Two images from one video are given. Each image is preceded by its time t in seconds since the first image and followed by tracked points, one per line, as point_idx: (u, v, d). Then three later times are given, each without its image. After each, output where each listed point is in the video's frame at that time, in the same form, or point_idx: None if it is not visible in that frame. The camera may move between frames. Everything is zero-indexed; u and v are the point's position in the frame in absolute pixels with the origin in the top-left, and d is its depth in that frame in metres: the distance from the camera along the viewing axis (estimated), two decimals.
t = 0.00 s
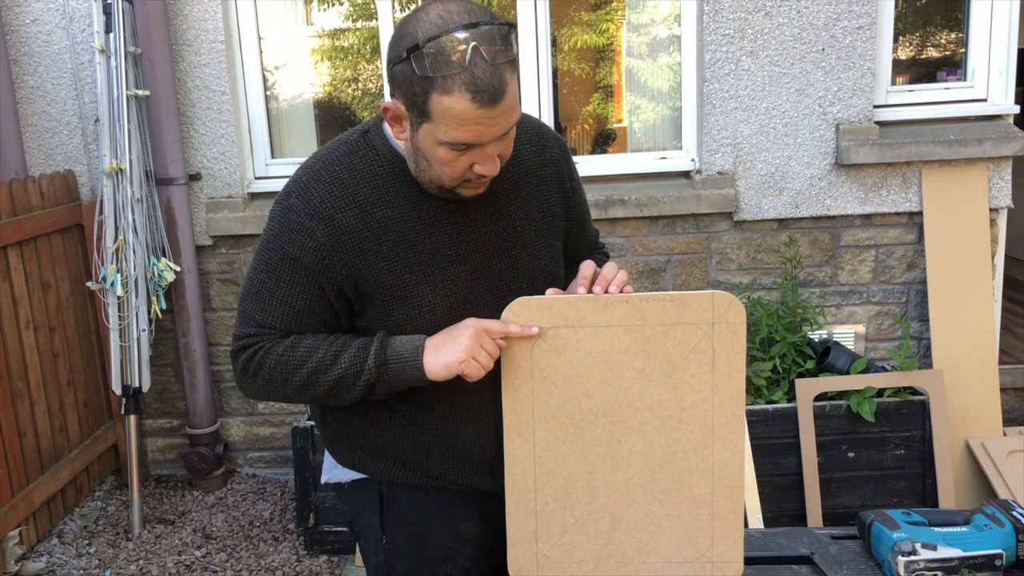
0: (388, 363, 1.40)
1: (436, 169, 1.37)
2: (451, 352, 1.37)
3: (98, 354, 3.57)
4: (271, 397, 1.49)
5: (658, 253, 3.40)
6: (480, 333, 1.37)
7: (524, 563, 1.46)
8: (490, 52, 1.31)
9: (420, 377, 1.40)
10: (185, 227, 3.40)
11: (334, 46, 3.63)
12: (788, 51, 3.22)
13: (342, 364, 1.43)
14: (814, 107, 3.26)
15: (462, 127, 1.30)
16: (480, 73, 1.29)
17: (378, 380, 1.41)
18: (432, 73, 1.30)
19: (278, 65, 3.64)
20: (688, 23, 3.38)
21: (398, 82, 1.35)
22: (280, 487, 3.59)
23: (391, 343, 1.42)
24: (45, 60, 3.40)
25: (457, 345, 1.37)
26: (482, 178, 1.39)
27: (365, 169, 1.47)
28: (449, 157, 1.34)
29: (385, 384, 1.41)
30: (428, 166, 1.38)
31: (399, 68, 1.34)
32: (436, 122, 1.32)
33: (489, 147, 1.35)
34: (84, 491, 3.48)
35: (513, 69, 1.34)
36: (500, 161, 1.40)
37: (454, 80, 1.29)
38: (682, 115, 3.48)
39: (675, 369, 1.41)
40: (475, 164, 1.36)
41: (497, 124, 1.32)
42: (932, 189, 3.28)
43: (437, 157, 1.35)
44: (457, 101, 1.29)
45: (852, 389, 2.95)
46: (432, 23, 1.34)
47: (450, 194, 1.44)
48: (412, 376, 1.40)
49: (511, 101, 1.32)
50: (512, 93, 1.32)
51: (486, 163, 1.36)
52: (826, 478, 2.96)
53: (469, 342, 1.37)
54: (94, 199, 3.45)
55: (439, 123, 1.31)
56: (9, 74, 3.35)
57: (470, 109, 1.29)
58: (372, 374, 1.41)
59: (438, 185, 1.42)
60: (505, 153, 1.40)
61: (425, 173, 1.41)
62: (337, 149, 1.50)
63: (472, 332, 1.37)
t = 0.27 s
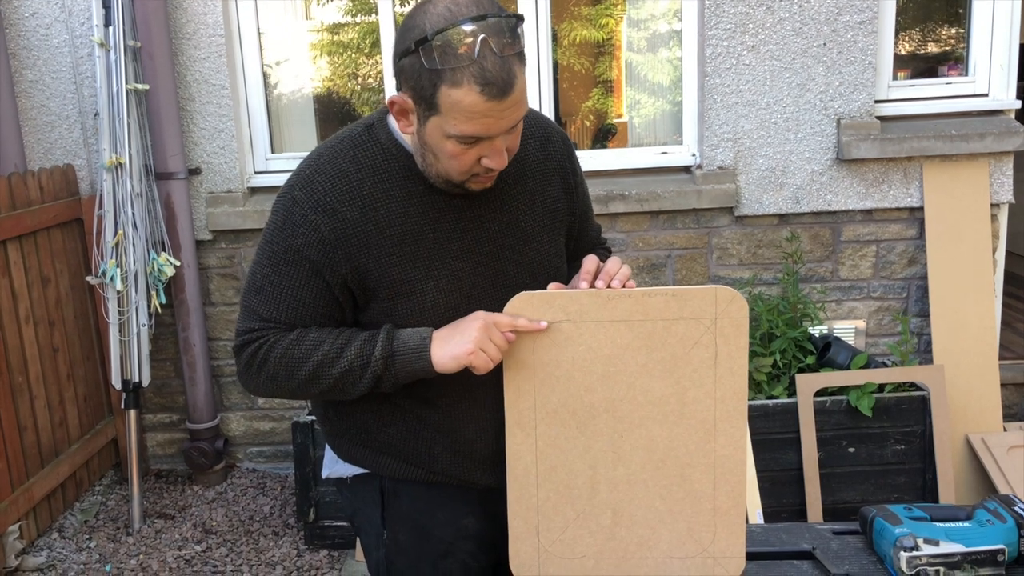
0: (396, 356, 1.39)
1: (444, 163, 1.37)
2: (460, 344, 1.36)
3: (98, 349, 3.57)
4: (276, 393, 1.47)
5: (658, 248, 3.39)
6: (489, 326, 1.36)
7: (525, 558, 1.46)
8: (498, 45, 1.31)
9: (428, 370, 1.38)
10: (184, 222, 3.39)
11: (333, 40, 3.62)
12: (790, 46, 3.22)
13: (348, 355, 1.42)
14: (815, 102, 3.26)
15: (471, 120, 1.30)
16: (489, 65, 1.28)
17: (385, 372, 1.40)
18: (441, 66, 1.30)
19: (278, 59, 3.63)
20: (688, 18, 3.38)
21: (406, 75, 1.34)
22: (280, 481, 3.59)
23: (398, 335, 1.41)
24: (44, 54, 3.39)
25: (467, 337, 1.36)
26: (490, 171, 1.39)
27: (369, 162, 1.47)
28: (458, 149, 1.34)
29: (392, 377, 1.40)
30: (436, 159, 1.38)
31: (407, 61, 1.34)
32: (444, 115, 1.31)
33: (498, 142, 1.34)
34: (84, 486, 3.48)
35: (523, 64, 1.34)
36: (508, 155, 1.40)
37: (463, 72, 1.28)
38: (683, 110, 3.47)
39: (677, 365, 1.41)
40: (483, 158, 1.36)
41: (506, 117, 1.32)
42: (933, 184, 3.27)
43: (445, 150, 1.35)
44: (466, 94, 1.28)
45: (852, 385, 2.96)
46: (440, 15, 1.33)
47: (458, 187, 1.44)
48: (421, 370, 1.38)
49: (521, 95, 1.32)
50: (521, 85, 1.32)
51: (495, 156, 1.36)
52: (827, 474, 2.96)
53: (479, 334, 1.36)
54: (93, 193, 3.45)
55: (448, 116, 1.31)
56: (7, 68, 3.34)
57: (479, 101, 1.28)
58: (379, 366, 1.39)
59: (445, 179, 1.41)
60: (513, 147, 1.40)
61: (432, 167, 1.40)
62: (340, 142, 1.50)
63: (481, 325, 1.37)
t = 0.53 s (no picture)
0: (475, 332, 1.33)
1: (449, 152, 1.36)
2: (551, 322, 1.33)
3: (98, 346, 3.56)
4: (346, 392, 1.36)
5: (659, 244, 3.38)
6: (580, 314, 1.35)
7: (527, 554, 1.46)
8: (495, 27, 1.31)
9: (508, 344, 1.33)
10: (185, 219, 3.39)
11: (333, 37, 3.61)
12: (792, 41, 3.21)
13: (425, 334, 1.34)
14: (817, 97, 3.25)
15: (474, 104, 1.29)
16: (487, 47, 1.28)
17: (470, 349, 1.33)
18: (438, 52, 1.29)
19: (278, 55, 3.62)
20: (689, 13, 3.37)
21: (403, 66, 1.34)
22: (281, 478, 3.59)
23: (472, 311, 1.35)
24: (43, 51, 3.38)
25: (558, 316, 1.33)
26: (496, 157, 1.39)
27: (376, 154, 1.45)
28: (461, 135, 1.33)
29: (474, 357, 1.33)
30: (440, 150, 1.37)
31: (403, 52, 1.33)
32: (446, 101, 1.31)
33: (500, 124, 1.34)
34: (85, 483, 3.48)
35: (520, 47, 1.34)
36: (512, 140, 1.39)
37: (462, 56, 1.28)
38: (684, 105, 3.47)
39: (679, 360, 1.40)
40: (488, 144, 1.35)
41: (507, 98, 1.31)
42: (935, 180, 3.27)
43: (448, 138, 1.34)
44: (466, 77, 1.28)
45: (852, 379, 2.96)
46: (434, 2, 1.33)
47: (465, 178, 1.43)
48: (501, 345, 1.33)
49: (520, 76, 1.32)
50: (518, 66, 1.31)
51: (498, 139, 1.35)
52: (828, 470, 2.96)
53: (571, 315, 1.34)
54: (94, 190, 3.44)
55: (450, 102, 1.30)
56: (7, 65, 3.33)
57: (480, 84, 1.28)
58: (461, 344, 1.32)
59: (451, 169, 1.41)
60: (515, 131, 1.39)
61: (437, 158, 1.40)
62: (344, 136, 1.48)
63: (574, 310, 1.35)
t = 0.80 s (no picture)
0: (601, 301, 1.32)
1: (414, 109, 1.39)
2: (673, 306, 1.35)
3: (98, 344, 3.57)
4: (468, 362, 1.33)
5: (658, 242, 3.39)
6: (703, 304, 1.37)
7: (527, 551, 1.47)
8: None
9: (631, 318, 1.33)
10: (185, 217, 3.39)
11: (332, 35, 3.62)
12: (790, 39, 3.22)
13: (549, 302, 1.33)
14: (815, 95, 3.26)
15: (431, 45, 1.34)
16: None
17: (595, 316, 1.32)
18: None
19: (277, 54, 3.62)
20: (687, 11, 3.38)
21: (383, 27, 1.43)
22: (281, 476, 3.60)
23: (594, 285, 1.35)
24: (42, 49, 3.38)
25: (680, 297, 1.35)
26: (459, 121, 1.38)
27: (388, 146, 1.45)
28: (421, 85, 1.36)
29: (597, 327, 1.32)
30: (408, 110, 1.41)
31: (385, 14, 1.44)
32: (408, 46, 1.36)
33: (456, 75, 1.35)
34: (85, 481, 3.49)
35: (491, 7, 1.38)
36: (478, 103, 1.38)
37: None
38: (682, 103, 3.47)
39: (678, 358, 1.42)
40: (447, 99, 1.36)
41: (463, 46, 1.34)
42: (932, 177, 3.28)
43: (411, 88, 1.38)
44: (426, 18, 1.33)
45: (849, 377, 2.97)
46: None
47: (437, 155, 1.43)
48: (625, 317, 1.33)
49: (481, 28, 1.35)
50: (483, 21, 1.35)
51: (456, 94, 1.35)
52: (826, 466, 2.97)
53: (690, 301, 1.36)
54: (93, 188, 3.44)
55: (411, 44, 1.35)
56: (6, 63, 3.34)
57: (436, 26, 1.33)
58: (589, 310, 1.31)
59: (421, 137, 1.42)
60: (484, 95, 1.38)
61: (409, 123, 1.42)
62: (353, 132, 1.48)
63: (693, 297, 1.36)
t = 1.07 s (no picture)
0: (587, 291, 1.32)
1: (414, 102, 1.39)
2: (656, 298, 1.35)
3: (97, 345, 3.57)
4: (453, 352, 1.32)
5: (657, 243, 3.39)
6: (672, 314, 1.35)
7: (526, 551, 1.47)
8: None
9: (619, 307, 1.33)
10: (183, 218, 3.39)
11: (331, 35, 3.61)
12: (788, 39, 3.22)
13: (533, 294, 1.33)
14: (814, 96, 3.26)
15: (433, 37, 1.34)
16: None
17: (581, 308, 1.31)
18: None
19: (276, 55, 3.62)
20: (686, 11, 3.38)
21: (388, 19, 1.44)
22: (280, 477, 3.59)
23: (579, 275, 1.35)
24: (41, 49, 3.38)
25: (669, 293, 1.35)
26: (457, 117, 1.38)
27: (388, 143, 1.45)
28: (422, 78, 1.37)
29: (584, 318, 1.32)
30: (409, 103, 1.41)
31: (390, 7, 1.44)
32: (411, 37, 1.37)
33: (456, 68, 1.35)
34: (84, 482, 3.48)
35: (496, 5, 1.38)
36: (476, 100, 1.38)
37: None
38: (681, 103, 3.47)
39: (676, 357, 1.41)
40: (446, 93, 1.36)
41: (463, 40, 1.34)
42: (931, 177, 3.28)
43: (411, 80, 1.38)
44: (429, 10, 1.34)
45: (849, 377, 2.97)
46: None
47: (434, 151, 1.42)
48: (614, 306, 1.33)
49: (483, 23, 1.35)
50: (485, 17, 1.36)
51: (454, 89, 1.35)
52: (825, 467, 2.97)
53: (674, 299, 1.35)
54: (92, 189, 3.44)
55: (413, 34, 1.36)
56: (4, 64, 3.33)
57: (438, 18, 1.33)
58: (574, 301, 1.31)
59: (419, 132, 1.42)
60: (482, 93, 1.38)
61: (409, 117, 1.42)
62: (353, 128, 1.48)
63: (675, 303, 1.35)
